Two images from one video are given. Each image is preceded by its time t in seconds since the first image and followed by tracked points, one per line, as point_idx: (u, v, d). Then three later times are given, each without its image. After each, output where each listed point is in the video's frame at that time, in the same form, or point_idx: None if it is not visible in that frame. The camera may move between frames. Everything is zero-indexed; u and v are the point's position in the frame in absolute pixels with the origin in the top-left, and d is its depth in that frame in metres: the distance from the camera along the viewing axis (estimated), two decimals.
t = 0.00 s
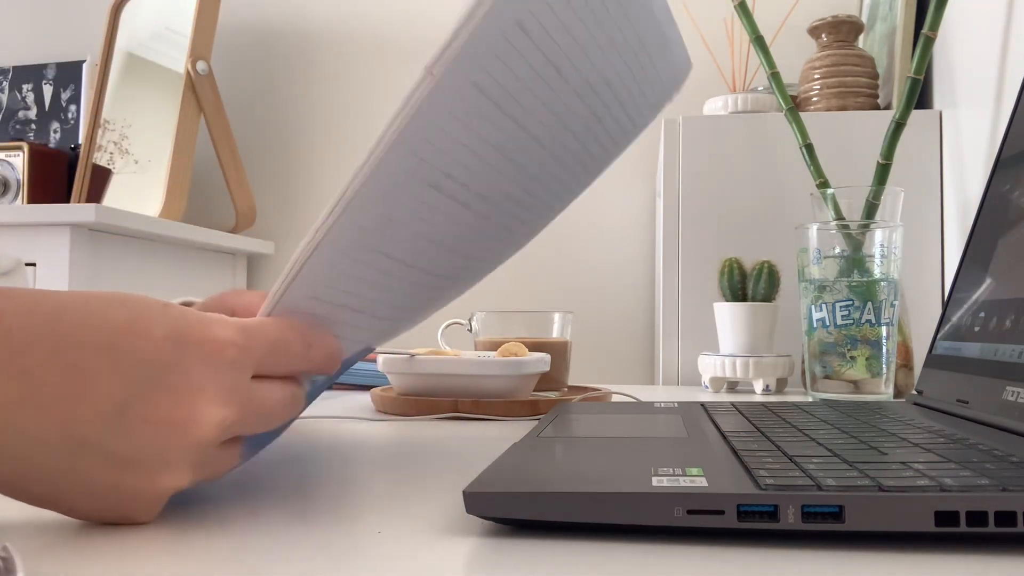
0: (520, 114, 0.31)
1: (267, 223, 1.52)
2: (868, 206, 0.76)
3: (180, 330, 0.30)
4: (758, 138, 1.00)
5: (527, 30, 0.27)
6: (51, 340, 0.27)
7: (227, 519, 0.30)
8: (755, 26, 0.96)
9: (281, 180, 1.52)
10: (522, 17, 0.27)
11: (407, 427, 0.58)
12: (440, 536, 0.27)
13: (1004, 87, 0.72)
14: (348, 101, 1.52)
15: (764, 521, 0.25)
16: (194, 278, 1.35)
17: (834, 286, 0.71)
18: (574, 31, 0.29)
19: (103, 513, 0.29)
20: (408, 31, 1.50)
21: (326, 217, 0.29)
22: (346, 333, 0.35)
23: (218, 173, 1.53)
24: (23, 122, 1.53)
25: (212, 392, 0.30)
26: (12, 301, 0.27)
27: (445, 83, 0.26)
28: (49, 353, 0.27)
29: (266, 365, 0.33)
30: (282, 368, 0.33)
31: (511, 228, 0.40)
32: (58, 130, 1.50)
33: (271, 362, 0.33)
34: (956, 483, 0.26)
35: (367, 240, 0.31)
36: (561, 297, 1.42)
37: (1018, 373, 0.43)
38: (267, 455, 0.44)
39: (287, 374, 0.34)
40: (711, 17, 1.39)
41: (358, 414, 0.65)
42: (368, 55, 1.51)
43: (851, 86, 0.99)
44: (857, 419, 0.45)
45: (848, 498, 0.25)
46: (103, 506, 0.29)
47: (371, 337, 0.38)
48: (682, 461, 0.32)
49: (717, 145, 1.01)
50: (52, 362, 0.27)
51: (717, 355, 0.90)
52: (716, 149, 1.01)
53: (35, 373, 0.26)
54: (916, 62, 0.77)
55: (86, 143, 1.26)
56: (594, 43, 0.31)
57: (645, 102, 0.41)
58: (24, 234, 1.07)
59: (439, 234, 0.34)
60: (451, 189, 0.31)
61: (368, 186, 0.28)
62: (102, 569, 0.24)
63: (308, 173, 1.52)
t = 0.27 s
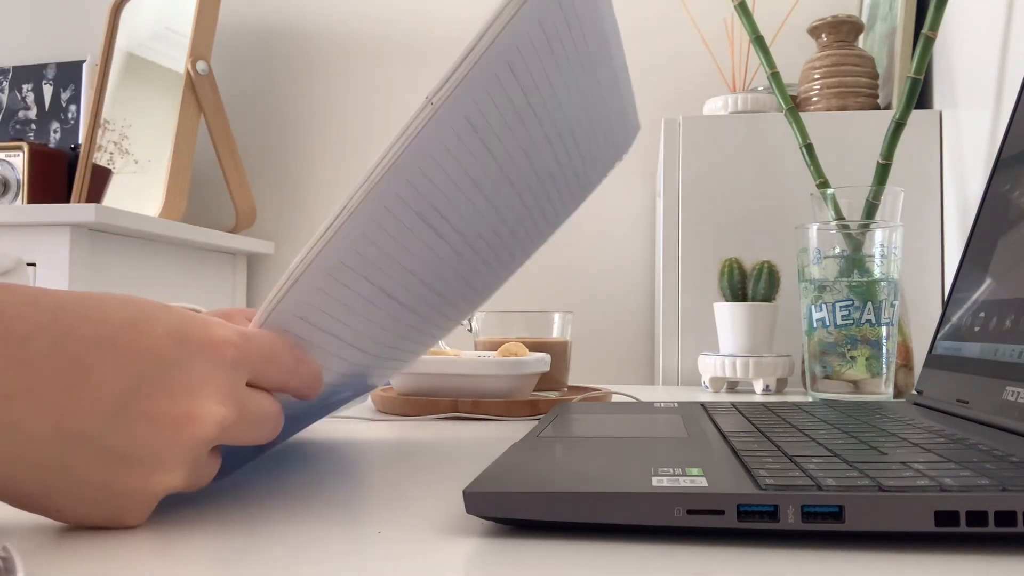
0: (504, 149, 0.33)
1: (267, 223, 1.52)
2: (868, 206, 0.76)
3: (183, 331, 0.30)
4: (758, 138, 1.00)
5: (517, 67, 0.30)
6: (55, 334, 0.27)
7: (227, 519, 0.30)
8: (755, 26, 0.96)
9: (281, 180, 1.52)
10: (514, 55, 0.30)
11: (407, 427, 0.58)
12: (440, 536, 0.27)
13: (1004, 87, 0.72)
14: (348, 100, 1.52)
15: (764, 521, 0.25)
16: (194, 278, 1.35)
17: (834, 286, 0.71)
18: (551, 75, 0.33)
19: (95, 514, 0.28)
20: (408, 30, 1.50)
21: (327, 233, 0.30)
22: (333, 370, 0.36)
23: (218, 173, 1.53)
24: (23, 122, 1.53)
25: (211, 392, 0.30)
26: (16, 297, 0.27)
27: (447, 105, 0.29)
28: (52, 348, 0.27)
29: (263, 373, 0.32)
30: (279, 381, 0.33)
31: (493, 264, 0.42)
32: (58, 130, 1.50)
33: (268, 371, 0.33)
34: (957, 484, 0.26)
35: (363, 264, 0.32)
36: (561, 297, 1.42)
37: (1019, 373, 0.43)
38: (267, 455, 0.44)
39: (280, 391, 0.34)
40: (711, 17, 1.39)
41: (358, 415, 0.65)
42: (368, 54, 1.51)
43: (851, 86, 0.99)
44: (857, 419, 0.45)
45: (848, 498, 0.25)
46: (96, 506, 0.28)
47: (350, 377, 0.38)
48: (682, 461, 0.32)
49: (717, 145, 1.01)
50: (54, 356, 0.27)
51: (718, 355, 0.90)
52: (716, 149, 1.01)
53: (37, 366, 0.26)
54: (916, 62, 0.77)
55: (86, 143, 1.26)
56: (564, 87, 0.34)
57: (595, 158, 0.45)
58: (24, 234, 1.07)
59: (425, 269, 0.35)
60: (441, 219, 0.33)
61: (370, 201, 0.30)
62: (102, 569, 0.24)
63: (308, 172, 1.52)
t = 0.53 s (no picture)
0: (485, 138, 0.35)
1: (266, 223, 1.52)
2: (868, 206, 0.76)
3: (183, 329, 0.30)
4: (758, 137, 1.00)
5: (496, 57, 0.32)
6: (54, 334, 0.27)
7: (227, 519, 0.30)
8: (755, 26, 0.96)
9: (281, 180, 1.52)
10: (495, 47, 0.31)
11: (407, 427, 0.58)
12: (441, 536, 0.27)
13: (1004, 87, 0.72)
14: (348, 100, 1.52)
15: (764, 521, 0.25)
16: (194, 278, 1.35)
17: (834, 286, 0.71)
18: (525, 66, 0.34)
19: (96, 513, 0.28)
20: (408, 29, 1.50)
21: (324, 222, 0.31)
22: (324, 360, 0.36)
23: (218, 173, 1.53)
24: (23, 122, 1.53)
25: (214, 389, 0.30)
26: (14, 296, 0.27)
27: (436, 95, 0.30)
28: (52, 347, 0.26)
29: (261, 368, 0.33)
30: (275, 373, 0.33)
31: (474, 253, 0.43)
32: (58, 130, 1.50)
33: (265, 364, 0.33)
34: (957, 484, 0.26)
35: (354, 251, 0.33)
36: (561, 297, 1.42)
37: (1018, 373, 0.43)
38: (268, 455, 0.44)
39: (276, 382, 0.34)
40: (711, 16, 1.39)
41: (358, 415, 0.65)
42: (368, 54, 1.51)
43: (851, 86, 0.99)
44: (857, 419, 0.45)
45: (847, 498, 0.25)
46: (98, 506, 0.28)
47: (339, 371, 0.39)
48: (682, 461, 0.32)
49: (717, 145, 1.01)
50: (54, 355, 0.26)
51: (718, 355, 0.90)
52: (715, 149, 1.01)
53: (36, 366, 0.26)
54: (916, 62, 0.77)
55: (86, 143, 1.26)
56: (536, 80, 0.36)
57: (562, 151, 0.47)
58: (24, 234, 1.07)
59: (410, 253, 0.36)
60: (426, 204, 0.34)
61: (365, 189, 0.31)
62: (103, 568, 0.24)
63: (308, 172, 1.52)
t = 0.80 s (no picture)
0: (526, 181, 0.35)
1: (266, 223, 1.52)
2: (868, 206, 0.76)
3: (198, 324, 0.31)
4: (758, 137, 1.00)
5: (551, 105, 0.32)
6: (76, 328, 0.28)
7: (226, 518, 0.30)
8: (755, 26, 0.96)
9: (281, 180, 1.52)
10: (547, 98, 0.32)
11: (407, 426, 0.58)
12: (441, 536, 0.27)
13: (1004, 87, 0.72)
14: (348, 100, 1.52)
15: (764, 521, 0.25)
16: (194, 278, 1.35)
17: (834, 286, 0.71)
18: (580, 117, 0.35)
19: (113, 502, 0.29)
20: (408, 29, 1.50)
21: (356, 236, 0.32)
22: (341, 367, 0.38)
23: (219, 173, 1.53)
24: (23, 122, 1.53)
25: (227, 382, 0.31)
26: (43, 290, 0.29)
27: (480, 131, 0.31)
28: (73, 340, 0.28)
29: (275, 366, 0.34)
30: (289, 372, 0.35)
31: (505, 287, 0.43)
32: (58, 130, 1.50)
33: (279, 363, 0.34)
34: (957, 484, 0.26)
35: (383, 271, 0.34)
36: (561, 297, 1.42)
37: (1019, 373, 0.43)
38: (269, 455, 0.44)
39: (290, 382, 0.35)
40: (711, 16, 1.39)
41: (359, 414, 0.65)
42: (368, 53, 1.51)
43: (851, 86, 0.99)
44: (857, 419, 0.45)
45: (848, 498, 0.25)
46: (110, 491, 0.29)
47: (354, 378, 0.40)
48: (682, 461, 0.32)
49: (717, 145, 1.01)
50: (75, 347, 0.28)
51: (718, 355, 0.90)
52: (716, 149, 1.01)
53: (58, 357, 0.27)
54: (916, 62, 0.77)
55: (86, 143, 1.26)
56: (592, 131, 0.37)
57: (615, 189, 0.47)
58: (24, 234, 1.07)
59: (440, 283, 0.37)
60: (459, 238, 0.35)
61: (399, 212, 0.32)
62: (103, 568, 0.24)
63: (308, 172, 1.52)
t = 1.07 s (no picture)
0: (544, 204, 0.35)
1: (266, 223, 1.52)
2: (868, 206, 0.76)
3: (211, 325, 0.31)
4: (758, 137, 1.00)
5: (577, 137, 0.32)
6: (92, 323, 0.28)
7: (226, 518, 0.30)
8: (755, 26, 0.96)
9: (280, 180, 1.53)
10: (574, 129, 0.31)
11: (407, 426, 0.58)
12: (441, 536, 0.27)
13: (1005, 88, 0.72)
14: (348, 100, 1.52)
15: (764, 521, 0.25)
16: (194, 278, 1.35)
17: (834, 286, 0.71)
18: (606, 147, 0.34)
19: (120, 497, 0.29)
20: (408, 29, 1.50)
21: (373, 255, 0.32)
22: (350, 375, 0.37)
23: (218, 173, 1.53)
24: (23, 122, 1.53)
25: (236, 383, 0.31)
26: (56, 288, 0.29)
27: (505, 160, 0.30)
28: (87, 335, 0.28)
29: (285, 370, 0.34)
30: (300, 378, 0.34)
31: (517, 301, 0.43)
32: (58, 130, 1.49)
33: (291, 366, 0.34)
34: (957, 484, 0.26)
35: (397, 288, 0.33)
36: (561, 297, 1.42)
37: (1019, 373, 0.43)
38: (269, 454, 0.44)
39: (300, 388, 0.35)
40: (711, 17, 1.39)
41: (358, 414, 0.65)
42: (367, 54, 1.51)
43: (851, 86, 0.99)
44: (858, 419, 0.45)
45: (848, 498, 0.25)
46: (117, 487, 0.29)
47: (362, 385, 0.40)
48: (681, 461, 0.32)
49: (718, 145, 1.01)
50: (90, 343, 0.28)
51: (718, 355, 0.90)
52: (716, 149, 1.01)
53: (73, 352, 0.27)
54: (916, 62, 0.77)
55: (86, 143, 1.26)
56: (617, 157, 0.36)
57: (637, 208, 0.46)
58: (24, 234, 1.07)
59: (452, 302, 0.37)
60: (474, 258, 0.35)
61: (416, 232, 0.31)
62: (103, 567, 0.24)
63: (308, 172, 1.52)
